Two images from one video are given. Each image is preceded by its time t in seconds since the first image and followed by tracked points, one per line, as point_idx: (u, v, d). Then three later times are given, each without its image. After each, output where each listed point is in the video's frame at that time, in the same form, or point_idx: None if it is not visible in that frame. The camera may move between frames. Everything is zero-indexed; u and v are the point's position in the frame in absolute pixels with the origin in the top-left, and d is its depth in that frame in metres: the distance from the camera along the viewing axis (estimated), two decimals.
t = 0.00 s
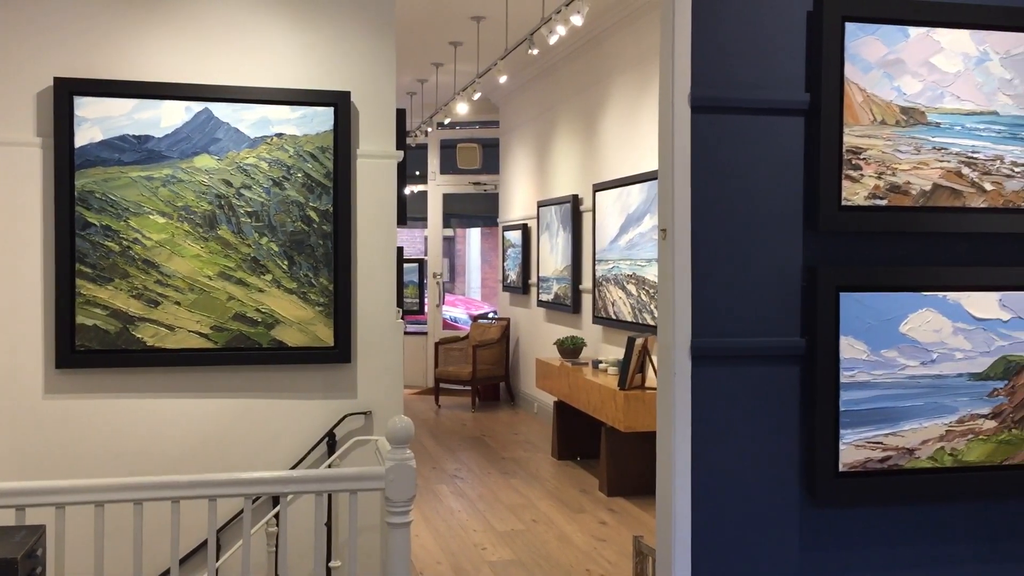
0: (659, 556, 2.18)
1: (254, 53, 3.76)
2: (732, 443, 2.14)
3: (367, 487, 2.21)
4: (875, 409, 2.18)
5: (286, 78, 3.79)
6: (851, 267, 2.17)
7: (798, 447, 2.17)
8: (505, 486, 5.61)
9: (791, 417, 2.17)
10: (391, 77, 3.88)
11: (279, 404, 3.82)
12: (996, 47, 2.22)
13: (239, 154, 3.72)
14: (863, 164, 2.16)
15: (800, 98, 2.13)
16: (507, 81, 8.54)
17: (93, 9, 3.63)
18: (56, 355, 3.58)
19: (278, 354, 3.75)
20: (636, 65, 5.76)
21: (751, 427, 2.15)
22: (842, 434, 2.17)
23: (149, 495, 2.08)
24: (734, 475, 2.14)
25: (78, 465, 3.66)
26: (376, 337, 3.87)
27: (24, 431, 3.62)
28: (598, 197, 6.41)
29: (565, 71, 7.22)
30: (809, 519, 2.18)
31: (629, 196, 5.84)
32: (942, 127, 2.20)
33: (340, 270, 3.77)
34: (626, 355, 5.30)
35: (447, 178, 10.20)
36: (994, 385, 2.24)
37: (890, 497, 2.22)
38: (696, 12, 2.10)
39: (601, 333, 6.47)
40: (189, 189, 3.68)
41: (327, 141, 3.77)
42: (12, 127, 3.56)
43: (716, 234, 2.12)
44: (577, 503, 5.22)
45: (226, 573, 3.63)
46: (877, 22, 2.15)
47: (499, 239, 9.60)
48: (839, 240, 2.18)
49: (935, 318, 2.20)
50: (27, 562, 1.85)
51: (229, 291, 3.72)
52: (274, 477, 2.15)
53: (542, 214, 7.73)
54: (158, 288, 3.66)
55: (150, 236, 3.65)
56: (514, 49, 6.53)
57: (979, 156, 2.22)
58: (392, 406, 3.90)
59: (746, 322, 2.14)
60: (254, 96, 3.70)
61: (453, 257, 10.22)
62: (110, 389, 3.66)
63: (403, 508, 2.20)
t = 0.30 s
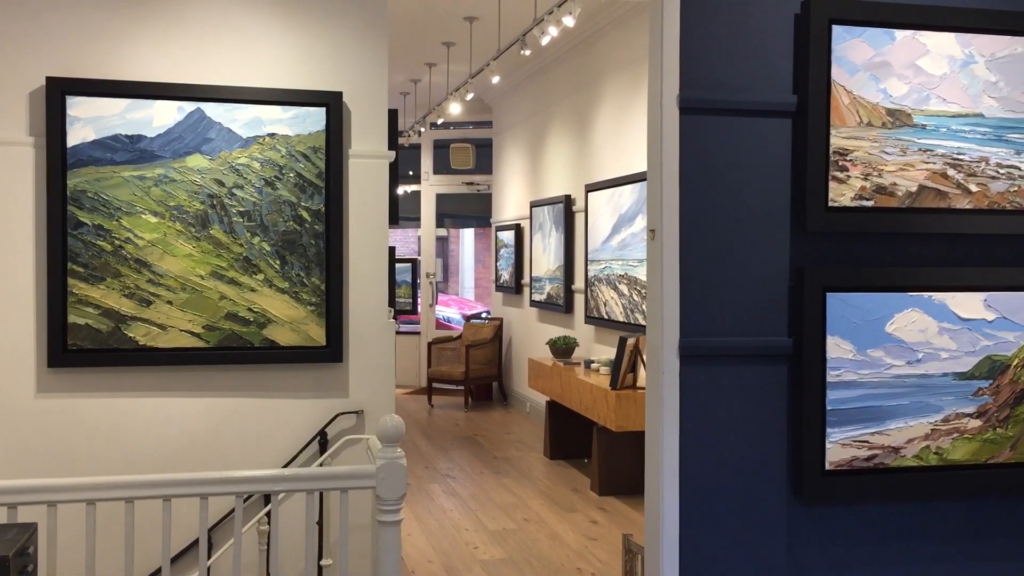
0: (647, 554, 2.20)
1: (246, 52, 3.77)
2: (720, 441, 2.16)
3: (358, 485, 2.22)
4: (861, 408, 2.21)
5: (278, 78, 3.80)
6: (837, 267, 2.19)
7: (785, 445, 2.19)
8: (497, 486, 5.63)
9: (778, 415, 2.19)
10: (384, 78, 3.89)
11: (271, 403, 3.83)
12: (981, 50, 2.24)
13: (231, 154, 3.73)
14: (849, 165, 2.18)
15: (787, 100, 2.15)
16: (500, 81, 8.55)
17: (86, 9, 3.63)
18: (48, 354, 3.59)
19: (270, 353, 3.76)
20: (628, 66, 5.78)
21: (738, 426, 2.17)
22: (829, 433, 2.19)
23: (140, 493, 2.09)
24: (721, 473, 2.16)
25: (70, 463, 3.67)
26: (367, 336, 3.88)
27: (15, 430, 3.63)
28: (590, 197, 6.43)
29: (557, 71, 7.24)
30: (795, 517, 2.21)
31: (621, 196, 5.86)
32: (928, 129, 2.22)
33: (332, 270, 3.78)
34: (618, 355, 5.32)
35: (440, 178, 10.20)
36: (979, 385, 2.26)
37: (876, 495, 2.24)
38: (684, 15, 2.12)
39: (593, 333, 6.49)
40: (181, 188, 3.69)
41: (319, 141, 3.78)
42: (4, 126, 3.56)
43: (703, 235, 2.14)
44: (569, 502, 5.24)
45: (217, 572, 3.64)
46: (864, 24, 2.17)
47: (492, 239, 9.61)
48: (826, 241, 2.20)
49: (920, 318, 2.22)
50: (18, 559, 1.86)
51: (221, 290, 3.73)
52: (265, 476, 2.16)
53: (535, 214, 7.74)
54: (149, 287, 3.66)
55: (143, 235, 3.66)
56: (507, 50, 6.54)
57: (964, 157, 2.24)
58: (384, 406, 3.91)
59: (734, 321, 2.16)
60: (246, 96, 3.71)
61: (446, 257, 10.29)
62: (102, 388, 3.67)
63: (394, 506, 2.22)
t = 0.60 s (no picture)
0: (635, 551, 2.23)
1: (239, 52, 3.78)
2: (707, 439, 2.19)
3: (348, 483, 2.23)
4: (848, 407, 2.23)
5: (270, 78, 3.81)
6: (823, 267, 2.22)
7: (771, 443, 2.22)
8: (489, 485, 5.64)
9: (764, 413, 2.21)
10: (375, 78, 3.90)
11: (263, 402, 3.84)
12: (966, 52, 2.27)
13: (223, 154, 3.73)
14: (836, 166, 2.20)
15: (774, 102, 2.18)
16: (493, 82, 8.57)
17: (78, 10, 3.64)
18: (39, 353, 3.59)
19: (262, 352, 3.77)
20: (620, 67, 5.80)
21: (725, 424, 2.19)
22: (815, 431, 2.21)
23: (131, 492, 2.10)
24: (709, 470, 2.19)
25: (61, 463, 3.68)
26: (359, 336, 3.89)
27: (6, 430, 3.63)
28: (582, 197, 6.46)
29: (550, 72, 7.25)
30: (782, 515, 2.23)
31: (613, 197, 5.88)
32: (913, 130, 2.24)
33: (324, 270, 3.79)
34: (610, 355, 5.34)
35: (433, 178, 10.21)
36: (963, 384, 2.29)
37: (861, 493, 2.26)
38: (672, 18, 2.14)
39: (585, 333, 6.52)
40: (173, 188, 3.70)
41: (311, 141, 3.79)
42: None
43: (690, 235, 2.16)
44: (560, 501, 5.26)
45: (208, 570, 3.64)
46: (850, 27, 2.20)
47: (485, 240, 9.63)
48: (812, 241, 2.23)
49: (906, 318, 2.25)
50: (10, 557, 1.87)
51: (212, 290, 3.74)
52: (256, 475, 2.17)
53: (527, 214, 7.76)
54: (141, 286, 3.67)
55: (134, 235, 3.66)
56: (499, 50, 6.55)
57: (949, 158, 2.27)
58: (376, 405, 3.92)
59: (721, 321, 2.18)
60: (238, 96, 3.72)
61: (439, 256, 10.23)
62: (94, 387, 3.67)
63: (385, 505, 2.23)
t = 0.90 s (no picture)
0: (621, 550, 2.25)
1: (227, 53, 3.78)
2: (692, 437, 2.21)
3: (336, 483, 2.24)
4: (831, 405, 2.26)
5: (258, 79, 3.81)
6: (807, 267, 2.24)
7: (755, 442, 2.24)
8: (477, 485, 5.66)
9: (748, 412, 2.24)
10: (363, 79, 3.91)
11: (251, 403, 3.84)
12: (948, 55, 2.30)
13: (210, 155, 3.73)
14: (819, 167, 2.23)
15: (758, 104, 2.20)
16: (482, 83, 8.58)
17: (65, 10, 3.63)
18: (26, 354, 3.58)
19: (249, 353, 3.77)
20: (608, 68, 5.83)
21: (709, 423, 2.22)
22: (799, 430, 2.24)
23: (118, 491, 2.10)
24: (694, 469, 2.21)
25: (48, 463, 3.67)
26: (347, 336, 3.90)
27: None
28: (571, 198, 6.48)
29: (538, 73, 7.27)
30: (765, 513, 2.25)
31: (601, 197, 5.90)
32: (895, 132, 2.27)
33: (312, 270, 3.80)
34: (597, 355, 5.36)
35: (422, 179, 10.22)
36: (945, 383, 2.32)
37: (845, 491, 2.29)
38: (657, 20, 2.17)
39: (573, 333, 6.54)
40: (161, 189, 3.69)
41: (299, 142, 3.79)
42: None
43: (675, 236, 2.19)
44: (548, 501, 5.28)
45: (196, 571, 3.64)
46: (833, 29, 2.22)
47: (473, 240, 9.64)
48: (795, 242, 2.25)
49: (888, 318, 2.27)
50: None
51: (200, 290, 3.74)
52: (242, 474, 2.18)
53: (516, 215, 7.78)
54: (128, 287, 3.66)
55: (122, 235, 3.66)
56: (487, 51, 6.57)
57: (931, 160, 2.30)
58: (364, 405, 3.93)
59: (705, 321, 2.21)
60: (226, 96, 3.72)
61: (429, 257, 10.23)
62: (81, 388, 3.67)
63: (371, 504, 2.24)
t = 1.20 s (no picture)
0: (601, 547, 2.27)
1: (207, 53, 3.77)
2: (672, 436, 2.23)
3: (316, 482, 2.25)
4: (808, 404, 2.29)
5: (239, 79, 3.81)
6: (784, 267, 2.27)
7: (733, 440, 2.27)
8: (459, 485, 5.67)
9: (727, 410, 2.27)
10: (344, 80, 3.91)
11: (232, 403, 3.83)
12: (922, 58, 2.34)
13: (191, 155, 3.72)
14: (795, 169, 2.26)
15: (735, 106, 2.23)
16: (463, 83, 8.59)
17: (44, 10, 3.62)
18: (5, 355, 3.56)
19: (230, 353, 3.76)
20: (589, 70, 5.86)
21: (688, 421, 2.24)
22: (776, 428, 2.27)
23: (99, 492, 2.10)
24: (673, 467, 2.23)
25: (27, 465, 3.65)
26: (328, 336, 3.90)
27: None
28: (552, 199, 6.50)
29: (519, 74, 7.29)
30: (743, 510, 2.28)
31: (582, 198, 5.93)
32: (870, 134, 2.31)
33: (293, 270, 3.79)
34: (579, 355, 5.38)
35: (404, 179, 10.21)
36: (919, 381, 2.35)
37: (821, 488, 2.32)
38: (636, 22, 2.19)
39: (554, 334, 6.56)
40: (141, 189, 3.68)
41: (280, 142, 3.79)
42: None
43: (654, 237, 2.21)
44: (530, 501, 5.30)
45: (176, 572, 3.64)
46: (809, 33, 2.25)
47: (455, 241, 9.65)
48: (772, 243, 2.28)
49: (864, 317, 2.31)
50: None
51: (181, 291, 3.73)
52: (223, 474, 2.18)
53: (498, 215, 7.80)
54: (108, 287, 3.65)
55: (101, 236, 3.64)
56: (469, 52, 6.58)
57: (905, 162, 2.33)
58: (346, 405, 3.93)
59: (684, 320, 2.23)
60: (207, 97, 3.71)
61: (411, 257, 10.27)
62: (60, 389, 3.65)
63: (352, 504, 2.25)
